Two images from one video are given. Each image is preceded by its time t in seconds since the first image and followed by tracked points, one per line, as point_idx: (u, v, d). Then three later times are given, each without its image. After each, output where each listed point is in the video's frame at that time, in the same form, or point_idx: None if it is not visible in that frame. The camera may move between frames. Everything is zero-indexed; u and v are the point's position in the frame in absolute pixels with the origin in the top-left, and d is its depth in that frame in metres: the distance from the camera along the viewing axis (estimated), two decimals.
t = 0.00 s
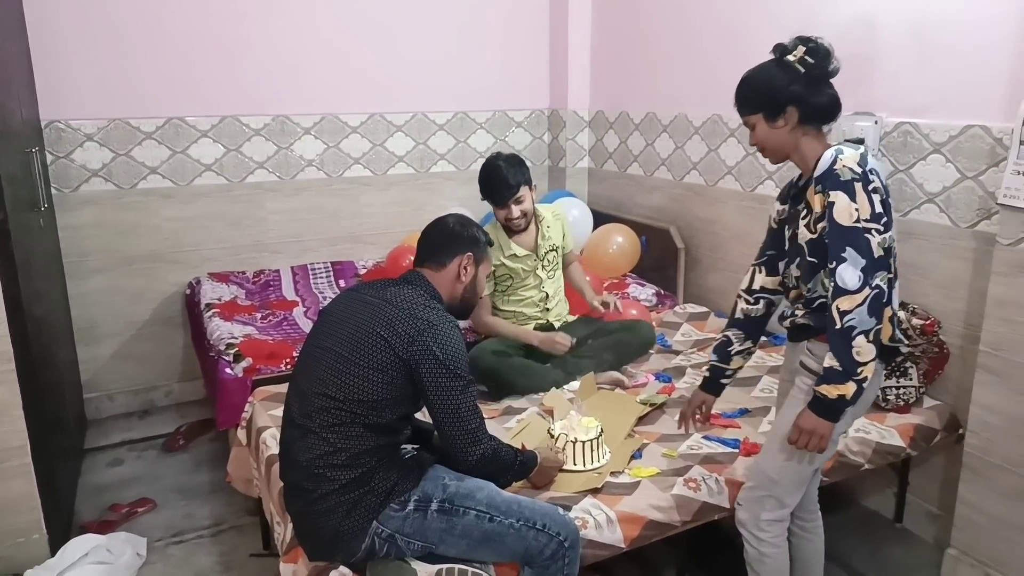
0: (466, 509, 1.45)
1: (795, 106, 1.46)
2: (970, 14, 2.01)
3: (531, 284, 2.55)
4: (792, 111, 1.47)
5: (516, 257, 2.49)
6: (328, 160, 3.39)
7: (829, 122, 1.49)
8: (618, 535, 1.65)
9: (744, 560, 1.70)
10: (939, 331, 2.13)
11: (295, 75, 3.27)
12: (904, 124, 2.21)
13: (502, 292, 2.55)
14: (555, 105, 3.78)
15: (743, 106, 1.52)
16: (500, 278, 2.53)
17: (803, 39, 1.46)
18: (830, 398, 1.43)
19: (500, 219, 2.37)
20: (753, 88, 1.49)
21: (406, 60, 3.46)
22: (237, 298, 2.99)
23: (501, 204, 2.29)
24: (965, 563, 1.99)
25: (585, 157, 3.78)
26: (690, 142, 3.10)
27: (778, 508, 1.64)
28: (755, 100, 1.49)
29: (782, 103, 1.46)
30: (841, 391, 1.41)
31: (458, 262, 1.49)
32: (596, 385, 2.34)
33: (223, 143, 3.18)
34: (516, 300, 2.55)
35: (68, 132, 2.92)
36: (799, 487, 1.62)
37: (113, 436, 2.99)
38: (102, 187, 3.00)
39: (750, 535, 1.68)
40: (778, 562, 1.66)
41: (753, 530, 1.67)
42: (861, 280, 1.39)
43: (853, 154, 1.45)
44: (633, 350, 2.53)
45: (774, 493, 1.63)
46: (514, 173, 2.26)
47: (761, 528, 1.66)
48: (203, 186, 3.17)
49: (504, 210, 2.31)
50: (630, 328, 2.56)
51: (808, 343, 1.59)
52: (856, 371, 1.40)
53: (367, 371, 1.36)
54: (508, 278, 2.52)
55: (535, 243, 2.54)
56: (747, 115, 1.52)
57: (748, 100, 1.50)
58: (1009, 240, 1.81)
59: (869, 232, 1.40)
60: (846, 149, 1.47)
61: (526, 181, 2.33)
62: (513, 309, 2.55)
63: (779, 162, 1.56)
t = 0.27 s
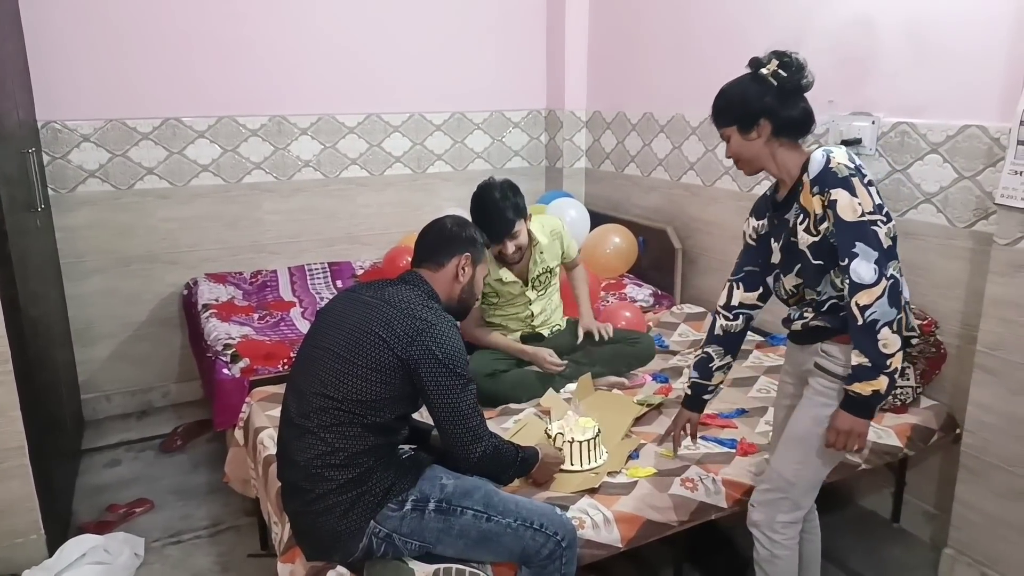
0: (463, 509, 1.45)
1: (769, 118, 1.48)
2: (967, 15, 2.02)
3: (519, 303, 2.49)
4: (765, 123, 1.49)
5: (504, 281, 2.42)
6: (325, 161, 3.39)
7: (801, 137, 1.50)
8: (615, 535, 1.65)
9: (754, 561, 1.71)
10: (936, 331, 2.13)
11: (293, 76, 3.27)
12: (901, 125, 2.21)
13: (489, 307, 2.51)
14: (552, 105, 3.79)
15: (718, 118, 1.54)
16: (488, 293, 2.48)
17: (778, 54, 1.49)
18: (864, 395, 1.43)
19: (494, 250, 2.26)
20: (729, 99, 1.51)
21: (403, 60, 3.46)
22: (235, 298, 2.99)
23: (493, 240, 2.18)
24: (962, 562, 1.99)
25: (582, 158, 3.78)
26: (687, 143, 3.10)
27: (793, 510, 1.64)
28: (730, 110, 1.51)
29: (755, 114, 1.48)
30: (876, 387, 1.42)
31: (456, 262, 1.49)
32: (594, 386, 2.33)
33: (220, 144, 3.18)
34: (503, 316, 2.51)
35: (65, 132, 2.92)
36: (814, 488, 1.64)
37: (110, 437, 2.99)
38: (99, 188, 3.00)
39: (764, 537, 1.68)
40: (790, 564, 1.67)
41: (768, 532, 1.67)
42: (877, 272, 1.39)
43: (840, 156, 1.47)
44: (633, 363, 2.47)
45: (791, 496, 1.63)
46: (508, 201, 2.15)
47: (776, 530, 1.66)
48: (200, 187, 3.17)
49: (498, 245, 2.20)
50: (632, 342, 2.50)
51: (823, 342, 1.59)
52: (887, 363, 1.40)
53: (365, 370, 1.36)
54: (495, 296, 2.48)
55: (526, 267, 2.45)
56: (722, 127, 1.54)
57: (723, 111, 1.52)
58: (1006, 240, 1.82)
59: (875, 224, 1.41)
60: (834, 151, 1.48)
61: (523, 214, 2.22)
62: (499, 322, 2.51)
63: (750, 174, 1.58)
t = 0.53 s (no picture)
0: (460, 507, 1.45)
1: (762, 123, 1.49)
2: (966, 16, 2.02)
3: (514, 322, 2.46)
4: (758, 129, 1.50)
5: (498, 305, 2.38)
6: (324, 159, 3.39)
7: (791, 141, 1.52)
8: (612, 534, 1.64)
9: (753, 561, 1.70)
10: (935, 333, 2.13)
11: (292, 73, 3.27)
12: (901, 126, 2.21)
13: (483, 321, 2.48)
14: (551, 105, 3.79)
15: (709, 122, 1.54)
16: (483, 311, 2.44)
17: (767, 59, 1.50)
18: (865, 395, 1.44)
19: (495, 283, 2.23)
20: (719, 104, 1.51)
21: (402, 59, 3.46)
22: (233, 296, 2.99)
23: (494, 278, 2.16)
24: (959, 564, 1.99)
25: (581, 158, 3.79)
26: (686, 143, 3.11)
27: (793, 510, 1.64)
28: (722, 114, 1.51)
29: (748, 119, 1.49)
30: (876, 386, 1.42)
31: (454, 260, 1.49)
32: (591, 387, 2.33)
33: (218, 142, 3.18)
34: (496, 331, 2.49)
35: (64, 129, 2.92)
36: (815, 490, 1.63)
37: (108, 434, 2.99)
38: (97, 185, 3.00)
39: (764, 539, 1.68)
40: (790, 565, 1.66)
41: (768, 533, 1.66)
42: (873, 273, 1.39)
43: (835, 158, 1.47)
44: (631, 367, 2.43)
45: (790, 496, 1.63)
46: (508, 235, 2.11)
47: (776, 531, 1.65)
48: (198, 185, 3.17)
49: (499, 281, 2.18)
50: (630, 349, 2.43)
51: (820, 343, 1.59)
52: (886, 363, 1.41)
53: (361, 367, 1.36)
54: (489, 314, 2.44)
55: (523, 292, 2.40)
56: (713, 131, 1.54)
57: (714, 115, 1.53)
58: (1004, 242, 1.82)
59: (872, 224, 1.40)
60: (827, 153, 1.49)
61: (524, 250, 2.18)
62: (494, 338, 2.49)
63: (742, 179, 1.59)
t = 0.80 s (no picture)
0: (459, 506, 1.45)
1: (772, 114, 1.49)
2: (961, 14, 2.02)
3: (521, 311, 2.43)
4: (769, 119, 1.49)
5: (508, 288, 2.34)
6: (321, 158, 3.39)
7: (803, 128, 1.51)
8: (610, 533, 1.65)
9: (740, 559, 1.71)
10: (931, 330, 2.14)
11: (288, 73, 3.26)
12: (897, 124, 2.22)
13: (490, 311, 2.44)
14: (547, 104, 3.79)
15: (716, 116, 1.54)
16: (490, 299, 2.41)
17: (771, 46, 1.48)
18: (841, 397, 1.45)
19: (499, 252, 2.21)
20: (724, 98, 1.51)
21: (398, 59, 3.46)
22: (230, 296, 2.98)
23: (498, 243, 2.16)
24: (956, 561, 1.99)
25: (578, 157, 3.79)
26: (683, 142, 3.11)
27: (776, 506, 1.65)
28: (729, 108, 1.51)
29: (757, 111, 1.48)
30: (850, 389, 1.43)
31: (449, 258, 1.49)
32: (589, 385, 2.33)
33: (214, 142, 3.18)
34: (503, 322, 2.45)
35: (60, 130, 2.91)
36: (797, 486, 1.64)
37: (105, 435, 2.98)
38: (93, 185, 2.99)
39: (747, 533, 1.69)
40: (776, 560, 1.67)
41: (750, 528, 1.68)
42: (860, 279, 1.39)
43: (839, 155, 1.46)
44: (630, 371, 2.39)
45: (773, 492, 1.63)
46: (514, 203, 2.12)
47: (758, 526, 1.67)
48: (194, 185, 3.16)
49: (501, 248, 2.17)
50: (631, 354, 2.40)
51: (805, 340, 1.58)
52: (864, 368, 1.41)
53: (358, 367, 1.36)
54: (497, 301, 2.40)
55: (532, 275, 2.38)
56: (722, 125, 1.54)
57: (722, 107, 1.52)
58: (1001, 239, 1.82)
59: (865, 231, 1.40)
60: (831, 150, 1.48)
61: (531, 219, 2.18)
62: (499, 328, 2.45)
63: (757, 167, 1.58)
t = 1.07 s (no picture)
0: (456, 504, 1.45)
1: (775, 116, 1.48)
2: (959, 13, 2.02)
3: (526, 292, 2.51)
4: (773, 122, 1.49)
5: (512, 262, 2.44)
6: (318, 156, 3.38)
7: (807, 127, 1.50)
8: (607, 531, 1.65)
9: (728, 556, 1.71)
10: (927, 328, 2.14)
11: (285, 70, 3.26)
12: (894, 122, 2.22)
13: (496, 292, 2.52)
14: (545, 102, 3.78)
15: (719, 119, 1.54)
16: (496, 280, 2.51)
17: (768, 48, 1.48)
18: (820, 397, 1.45)
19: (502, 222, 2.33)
20: (725, 101, 1.51)
21: (395, 56, 3.45)
22: (227, 294, 2.98)
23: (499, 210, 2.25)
24: (952, 559, 2.00)
25: (575, 155, 3.78)
26: (681, 140, 3.11)
27: (759, 503, 1.65)
28: (731, 111, 1.51)
29: (760, 113, 1.48)
30: (828, 390, 1.44)
31: (444, 254, 1.49)
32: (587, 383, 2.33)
33: (211, 139, 3.17)
34: (510, 303, 2.52)
35: (56, 127, 2.90)
36: (782, 484, 1.63)
37: (101, 434, 2.97)
38: (89, 183, 2.98)
39: (733, 531, 1.69)
40: (763, 558, 1.67)
41: (736, 526, 1.68)
42: (848, 283, 1.40)
43: (840, 156, 1.45)
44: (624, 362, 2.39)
45: (757, 490, 1.63)
46: (517, 175, 2.20)
47: (743, 524, 1.67)
48: (191, 183, 3.15)
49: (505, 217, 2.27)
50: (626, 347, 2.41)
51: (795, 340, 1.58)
52: (845, 371, 1.42)
53: (354, 364, 1.36)
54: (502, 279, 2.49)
55: (537, 253, 2.47)
56: (727, 128, 1.54)
57: (724, 110, 1.52)
58: (996, 238, 1.82)
59: (857, 235, 1.40)
60: (832, 150, 1.47)
61: (531, 190, 2.28)
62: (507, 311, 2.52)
63: (765, 169, 1.58)
